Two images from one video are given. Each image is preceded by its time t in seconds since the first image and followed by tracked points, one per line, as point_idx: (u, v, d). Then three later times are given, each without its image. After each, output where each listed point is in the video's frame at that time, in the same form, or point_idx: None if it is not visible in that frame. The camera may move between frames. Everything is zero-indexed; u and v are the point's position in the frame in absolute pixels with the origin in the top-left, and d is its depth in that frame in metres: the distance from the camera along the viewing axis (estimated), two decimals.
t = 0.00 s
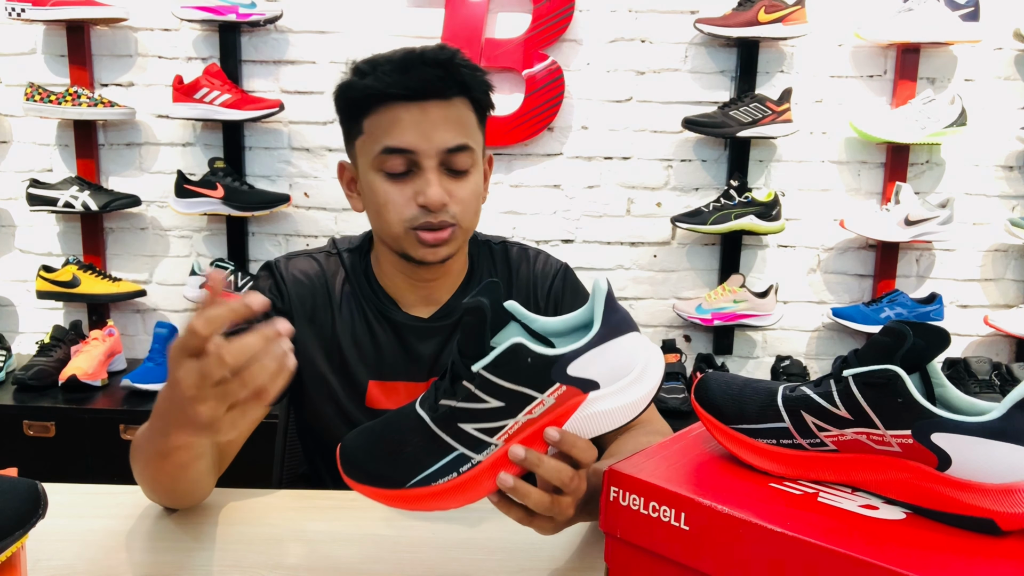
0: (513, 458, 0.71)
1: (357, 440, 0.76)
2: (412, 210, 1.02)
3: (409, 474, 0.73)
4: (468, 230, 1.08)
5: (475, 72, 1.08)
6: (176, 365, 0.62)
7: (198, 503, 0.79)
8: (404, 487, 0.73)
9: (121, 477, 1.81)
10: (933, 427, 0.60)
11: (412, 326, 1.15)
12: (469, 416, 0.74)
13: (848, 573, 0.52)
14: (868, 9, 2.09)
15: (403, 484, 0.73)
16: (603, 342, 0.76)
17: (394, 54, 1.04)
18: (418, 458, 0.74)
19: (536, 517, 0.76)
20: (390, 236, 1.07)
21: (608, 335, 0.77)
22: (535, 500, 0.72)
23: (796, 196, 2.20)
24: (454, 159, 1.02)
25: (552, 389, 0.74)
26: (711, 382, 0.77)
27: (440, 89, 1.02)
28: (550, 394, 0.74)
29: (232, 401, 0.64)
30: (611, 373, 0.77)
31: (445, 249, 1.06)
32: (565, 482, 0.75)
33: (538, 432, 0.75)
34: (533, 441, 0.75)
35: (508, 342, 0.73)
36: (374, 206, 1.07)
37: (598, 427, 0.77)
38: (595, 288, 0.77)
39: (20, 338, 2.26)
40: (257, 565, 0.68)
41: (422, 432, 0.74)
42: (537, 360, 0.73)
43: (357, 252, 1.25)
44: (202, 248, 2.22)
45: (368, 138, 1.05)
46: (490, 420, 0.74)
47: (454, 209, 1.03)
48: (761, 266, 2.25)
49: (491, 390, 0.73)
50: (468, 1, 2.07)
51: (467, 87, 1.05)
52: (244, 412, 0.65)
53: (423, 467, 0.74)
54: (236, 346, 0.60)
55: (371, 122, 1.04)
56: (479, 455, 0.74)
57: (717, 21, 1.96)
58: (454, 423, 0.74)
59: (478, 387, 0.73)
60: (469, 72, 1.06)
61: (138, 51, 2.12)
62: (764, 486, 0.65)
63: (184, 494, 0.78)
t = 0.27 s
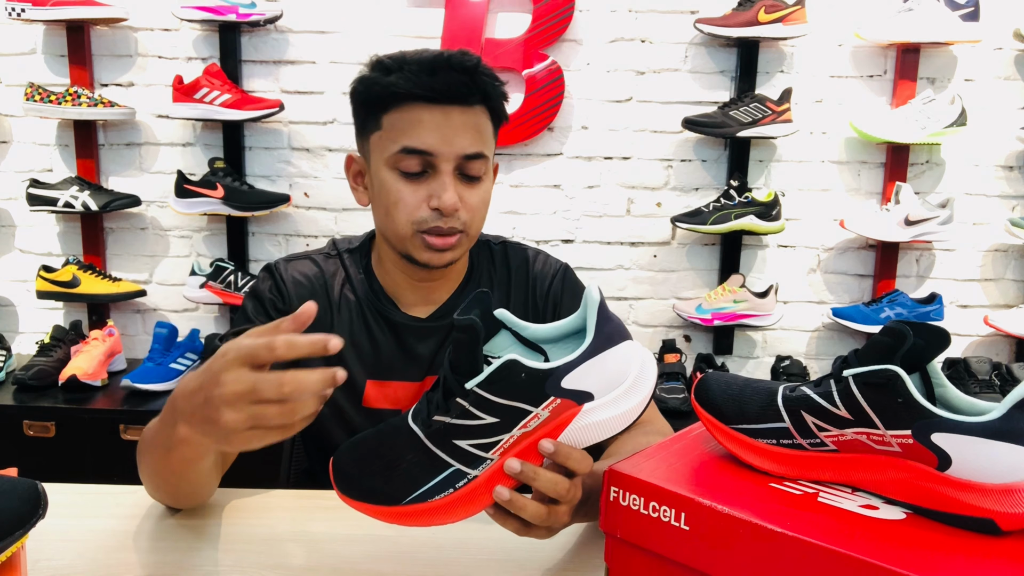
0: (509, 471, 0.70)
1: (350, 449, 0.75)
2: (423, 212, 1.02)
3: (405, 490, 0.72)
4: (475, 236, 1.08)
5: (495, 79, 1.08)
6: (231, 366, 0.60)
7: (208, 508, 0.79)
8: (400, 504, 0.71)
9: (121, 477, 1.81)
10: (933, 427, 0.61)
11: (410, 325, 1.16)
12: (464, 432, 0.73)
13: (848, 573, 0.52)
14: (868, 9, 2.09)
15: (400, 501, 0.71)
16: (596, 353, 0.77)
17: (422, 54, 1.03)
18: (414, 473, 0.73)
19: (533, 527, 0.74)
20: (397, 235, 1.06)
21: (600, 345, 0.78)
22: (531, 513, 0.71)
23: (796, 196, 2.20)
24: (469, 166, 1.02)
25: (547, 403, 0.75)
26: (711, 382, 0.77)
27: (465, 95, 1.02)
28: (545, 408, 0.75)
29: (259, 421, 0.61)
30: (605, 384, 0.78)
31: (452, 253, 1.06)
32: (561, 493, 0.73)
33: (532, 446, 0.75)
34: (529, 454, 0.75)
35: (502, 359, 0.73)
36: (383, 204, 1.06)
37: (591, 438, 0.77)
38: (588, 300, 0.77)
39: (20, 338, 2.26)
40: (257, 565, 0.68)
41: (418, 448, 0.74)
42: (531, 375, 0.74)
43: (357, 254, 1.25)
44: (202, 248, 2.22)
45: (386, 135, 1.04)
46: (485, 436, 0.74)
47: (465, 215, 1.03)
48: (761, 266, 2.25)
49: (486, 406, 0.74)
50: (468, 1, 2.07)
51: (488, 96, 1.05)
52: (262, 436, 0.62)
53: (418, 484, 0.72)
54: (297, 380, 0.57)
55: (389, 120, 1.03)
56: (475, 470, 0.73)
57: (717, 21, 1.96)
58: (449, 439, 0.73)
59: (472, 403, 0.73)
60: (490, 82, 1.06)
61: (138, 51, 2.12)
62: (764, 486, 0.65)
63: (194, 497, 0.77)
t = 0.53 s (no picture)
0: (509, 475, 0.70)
1: (348, 455, 0.75)
2: (426, 211, 1.02)
3: (404, 495, 0.71)
4: (476, 238, 1.08)
5: (503, 85, 1.09)
6: (269, 311, 0.61)
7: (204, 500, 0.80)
8: (401, 508, 0.70)
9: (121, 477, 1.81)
10: (933, 427, 0.60)
11: (408, 326, 1.15)
12: (464, 436, 0.73)
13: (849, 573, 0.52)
14: (868, 9, 2.09)
15: (399, 505, 0.70)
16: (596, 357, 0.78)
17: (434, 57, 1.04)
18: (414, 477, 0.72)
19: (533, 531, 0.73)
20: (399, 234, 1.06)
21: (601, 348, 0.78)
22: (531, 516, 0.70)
23: (796, 196, 2.20)
24: (474, 166, 1.02)
25: (547, 406, 0.75)
26: (711, 382, 0.77)
27: (473, 98, 1.02)
28: (545, 411, 0.75)
29: (290, 368, 0.61)
30: (605, 389, 0.78)
31: (452, 252, 1.06)
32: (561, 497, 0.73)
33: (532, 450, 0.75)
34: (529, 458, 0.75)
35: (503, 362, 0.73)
36: (386, 202, 1.06)
37: (591, 440, 0.78)
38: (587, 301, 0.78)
39: (20, 338, 2.26)
40: (257, 565, 0.68)
41: (418, 452, 0.73)
42: (532, 379, 0.73)
43: (355, 256, 1.25)
44: (202, 248, 2.22)
45: (392, 133, 1.03)
46: (486, 440, 0.74)
47: (467, 216, 1.03)
48: (761, 266, 2.25)
49: (487, 411, 0.73)
50: (468, 1, 2.07)
51: (495, 101, 1.06)
52: (285, 384, 0.62)
53: (418, 488, 0.72)
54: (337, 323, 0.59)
55: (396, 118, 1.03)
56: (475, 474, 0.73)
57: (717, 21, 1.96)
58: (449, 443, 0.73)
59: (472, 408, 0.73)
60: (498, 87, 1.07)
61: (138, 51, 2.12)
62: (764, 486, 0.65)
63: (191, 489, 0.79)
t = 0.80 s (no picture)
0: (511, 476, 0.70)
1: (348, 460, 0.74)
2: (426, 210, 1.02)
3: (405, 497, 0.71)
4: (475, 238, 1.08)
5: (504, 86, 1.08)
6: (270, 299, 0.66)
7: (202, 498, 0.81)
8: (401, 510, 0.71)
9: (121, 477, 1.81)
10: (934, 427, 0.60)
11: (408, 328, 1.15)
12: (465, 438, 0.73)
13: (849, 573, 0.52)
14: (868, 9, 2.09)
15: (400, 507, 0.71)
16: (596, 356, 0.77)
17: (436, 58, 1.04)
18: (414, 478, 0.72)
19: (535, 532, 0.73)
20: (398, 233, 1.06)
21: (601, 348, 0.78)
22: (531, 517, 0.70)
23: (796, 196, 2.20)
24: (474, 166, 1.02)
25: (547, 406, 0.75)
26: (711, 382, 0.77)
27: (475, 98, 1.02)
28: (545, 411, 0.75)
29: (295, 351, 0.67)
30: (605, 388, 0.78)
31: (451, 252, 1.06)
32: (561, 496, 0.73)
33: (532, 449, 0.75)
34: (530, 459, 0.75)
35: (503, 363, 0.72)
36: (386, 201, 1.06)
37: (590, 440, 0.77)
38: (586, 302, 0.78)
39: (20, 338, 2.26)
40: (256, 565, 0.68)
41: (420, 454, 0.73)
42: (531, 379, 0.73)
43: (354, 257, 1.25)
44: (202, 248, 2.22)
45: (393, 132, 1.03)
46: (485, 441, 0.73)
47: (467, 215, 1.03)
48: (761, 266, 2.25)
49: (487, 412, 0.73)
50: (468, 1, 2.07)
51: (496, 101, 1.06)
52: (292, 367, 0.67)
53: (420, 490, 0.71)
54: (336, 305, 0.63)
55: (399, 117, 1.03)
56: (476, 475, 0.73)
57: (717, 21, 1.96)
58: (450, 444, 0.73)
59: (472, 408, 0.73)
60: (500, 88, 1.07)
61: (138, 51, 2.12)
62: (764, 486, 0.65)
63: (189, 488, 0.79)
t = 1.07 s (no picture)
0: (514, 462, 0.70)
1: (352, 456, 0.76)
2: (405, 201, 1.01)
3: (406, 485, 0.72)
4: (461, 230, 1.06)
5: (483, 78, 1.09)
6: (266, 304, 0.67)
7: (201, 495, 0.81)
8: (401, 499, 0.72)
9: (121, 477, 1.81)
10: (933, 427, 0.60)
11: (410, 329, 1.15)
12: (464, 422, 0.74)
13: (850, 573, 0.52)
14: (868, 9, 2.09)
15: (401, 496, 0.72)
16: (592, 338, 0.76)
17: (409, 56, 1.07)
18: (416, 466, 0.73)
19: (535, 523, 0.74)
20: (383, 228, 1.06)
21: (597, 330, 0.77)
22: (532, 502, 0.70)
23: (796, 196, 2.20)
24: (452, 155, 1.02)
25: (545, 390, 0.74)
26: (711, 382, 0.77)
27: (447, 87, 1.03)
28: (542, 395, 0.74)
29: (294, 355, 0.67)
30: (602, 370, 0.76)
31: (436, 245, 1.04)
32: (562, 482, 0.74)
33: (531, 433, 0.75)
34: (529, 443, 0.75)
35: (497, 345, 0.73)
36: (371, 198, 1.06)
37: (589, 425, 0.76)
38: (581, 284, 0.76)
39: (20, 338, 2.26)
40: (256, 565, 0.68)
41: (420, 442, 0.74)
42: (526, 362, 0.73)
43: (357, 256, 1.25)
44: (202, 248, 2.22)
45: (374, 129, 1.06)
46: (483, 426, 0.74)
47: (446, 204, 1.02)
48: (761, 266, 2.25)
49: (484, 395, 0.74)
50: (468, 1, 2.07)
51: (474, 91, 1.06)
52: (290, 370, 0.68)
53: (420, 477, 0.73)
54: (334, 307, 0.65)
55: (377, 114, 1.05)
56: (476, 461, 0.73)
57: (717, 21, 1.96)
58: (449, 430, 0.74)
59: (469, 392, 0.74)
60: (478, 78, 1.08)
61: (138, 51, 2.12)
62: (764, 486, 0.65)
63: (190, 488, 0.79)
